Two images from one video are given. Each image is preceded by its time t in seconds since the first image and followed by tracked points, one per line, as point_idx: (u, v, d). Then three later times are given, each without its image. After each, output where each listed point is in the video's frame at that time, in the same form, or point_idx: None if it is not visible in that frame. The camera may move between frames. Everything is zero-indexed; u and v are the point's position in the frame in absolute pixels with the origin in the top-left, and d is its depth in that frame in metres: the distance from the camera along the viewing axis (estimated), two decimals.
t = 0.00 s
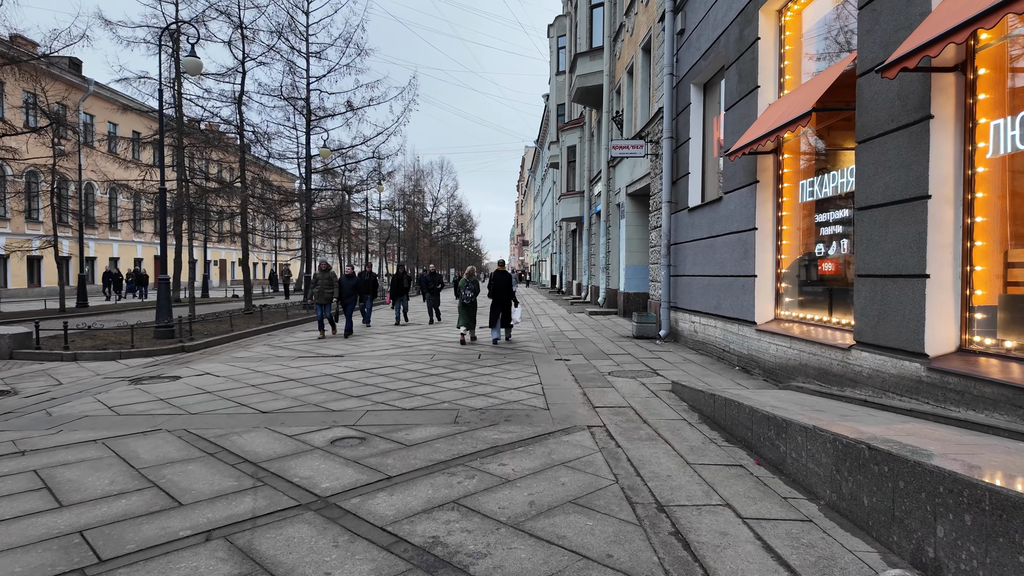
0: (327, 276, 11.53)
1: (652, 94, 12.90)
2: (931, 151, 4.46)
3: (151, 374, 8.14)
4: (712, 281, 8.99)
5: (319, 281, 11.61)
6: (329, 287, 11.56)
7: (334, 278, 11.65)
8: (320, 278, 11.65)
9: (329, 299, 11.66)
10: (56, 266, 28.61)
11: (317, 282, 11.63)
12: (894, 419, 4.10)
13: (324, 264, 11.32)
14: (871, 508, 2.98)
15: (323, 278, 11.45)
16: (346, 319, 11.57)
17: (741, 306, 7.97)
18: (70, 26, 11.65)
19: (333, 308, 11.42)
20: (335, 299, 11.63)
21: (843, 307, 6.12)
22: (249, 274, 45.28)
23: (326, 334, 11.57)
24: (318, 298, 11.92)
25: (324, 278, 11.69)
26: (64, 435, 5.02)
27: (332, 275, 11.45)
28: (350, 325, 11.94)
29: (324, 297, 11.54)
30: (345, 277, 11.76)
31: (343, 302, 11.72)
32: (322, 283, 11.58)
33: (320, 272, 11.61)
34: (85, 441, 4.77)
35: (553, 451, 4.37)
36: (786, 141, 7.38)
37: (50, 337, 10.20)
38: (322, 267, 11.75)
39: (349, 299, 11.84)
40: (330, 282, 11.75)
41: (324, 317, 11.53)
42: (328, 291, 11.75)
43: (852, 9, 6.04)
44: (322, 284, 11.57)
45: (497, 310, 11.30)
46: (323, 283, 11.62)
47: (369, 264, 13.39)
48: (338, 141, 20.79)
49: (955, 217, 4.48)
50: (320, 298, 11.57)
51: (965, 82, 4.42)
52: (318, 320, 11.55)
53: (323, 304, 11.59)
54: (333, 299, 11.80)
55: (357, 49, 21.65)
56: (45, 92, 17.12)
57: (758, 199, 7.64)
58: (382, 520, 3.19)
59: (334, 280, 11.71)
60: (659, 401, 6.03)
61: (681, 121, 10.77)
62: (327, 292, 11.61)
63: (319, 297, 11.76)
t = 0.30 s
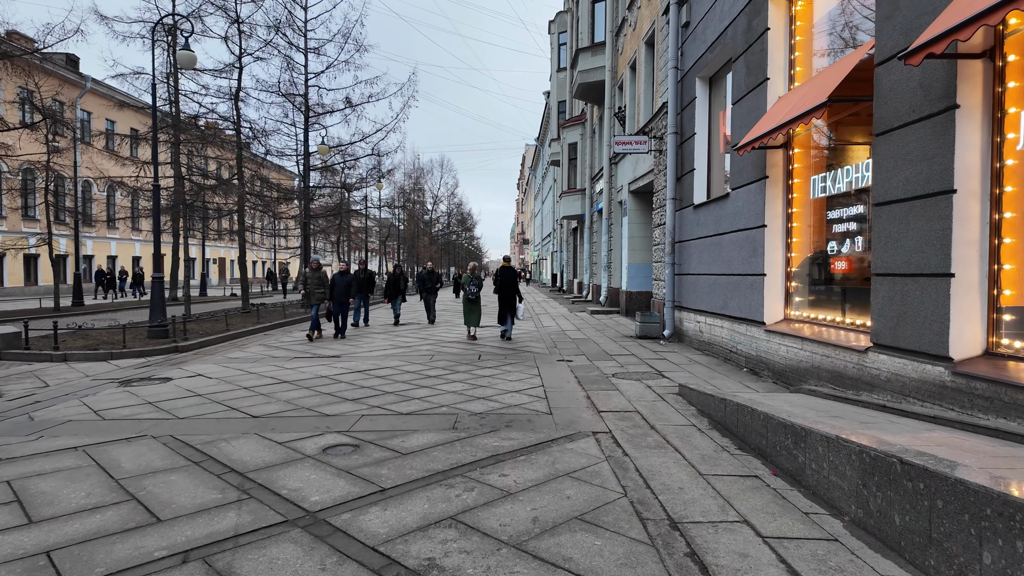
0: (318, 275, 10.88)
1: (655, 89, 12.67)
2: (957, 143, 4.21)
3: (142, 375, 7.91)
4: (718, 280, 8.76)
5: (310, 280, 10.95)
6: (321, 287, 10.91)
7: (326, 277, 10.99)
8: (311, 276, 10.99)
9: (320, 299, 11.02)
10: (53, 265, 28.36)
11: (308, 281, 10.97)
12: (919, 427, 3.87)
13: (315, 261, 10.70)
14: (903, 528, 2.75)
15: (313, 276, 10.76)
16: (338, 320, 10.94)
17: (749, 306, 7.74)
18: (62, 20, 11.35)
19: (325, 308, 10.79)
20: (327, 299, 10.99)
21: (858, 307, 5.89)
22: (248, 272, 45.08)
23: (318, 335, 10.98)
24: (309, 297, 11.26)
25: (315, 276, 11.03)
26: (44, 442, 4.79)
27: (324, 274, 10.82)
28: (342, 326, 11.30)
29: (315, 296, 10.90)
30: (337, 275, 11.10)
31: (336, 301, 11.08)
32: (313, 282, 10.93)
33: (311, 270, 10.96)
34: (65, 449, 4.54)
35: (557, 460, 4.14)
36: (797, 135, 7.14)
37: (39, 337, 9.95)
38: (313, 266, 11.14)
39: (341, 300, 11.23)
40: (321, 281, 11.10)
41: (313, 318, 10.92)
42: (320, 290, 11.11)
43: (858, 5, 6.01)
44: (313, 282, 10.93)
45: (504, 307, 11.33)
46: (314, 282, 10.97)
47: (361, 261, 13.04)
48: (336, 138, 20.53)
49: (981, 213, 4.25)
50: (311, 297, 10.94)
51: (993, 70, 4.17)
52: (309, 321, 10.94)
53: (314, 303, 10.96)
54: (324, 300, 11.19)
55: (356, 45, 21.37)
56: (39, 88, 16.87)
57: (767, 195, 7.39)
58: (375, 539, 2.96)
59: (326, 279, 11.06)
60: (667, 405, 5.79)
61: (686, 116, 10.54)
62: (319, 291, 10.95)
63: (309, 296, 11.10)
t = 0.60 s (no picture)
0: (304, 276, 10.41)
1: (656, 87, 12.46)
2: (975, 139, 4.01)
3: (128, 379, 7.69)
4: (720, 281, 8.55)
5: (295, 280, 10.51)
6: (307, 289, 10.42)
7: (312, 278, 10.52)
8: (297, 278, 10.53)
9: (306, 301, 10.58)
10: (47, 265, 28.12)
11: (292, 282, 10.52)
12: (935, 437, 3.68)
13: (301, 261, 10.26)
14: (928, 552, 2.54)
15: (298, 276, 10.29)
16: (324, 324, 10.43)
17: (752, 308, 7.53)
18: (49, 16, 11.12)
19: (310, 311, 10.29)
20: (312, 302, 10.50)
21: (866, 309, 5.69)
22: (246, 272, 44.83)
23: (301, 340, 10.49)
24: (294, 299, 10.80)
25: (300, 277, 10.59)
26: (17, 451, 4.57)
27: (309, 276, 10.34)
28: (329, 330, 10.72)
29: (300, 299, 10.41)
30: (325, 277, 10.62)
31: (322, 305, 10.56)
32: (298, 283, 10.46)
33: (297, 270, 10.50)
34: (38, 460, 4.33)
35: (555, 472, 3.93)
36: (802, 131, 6.93)
37: (26, 340, 9.72)
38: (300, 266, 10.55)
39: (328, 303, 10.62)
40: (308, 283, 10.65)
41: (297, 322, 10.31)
42: (305, 293, 10.67)
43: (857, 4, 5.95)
44: (298, 284, 10.46)
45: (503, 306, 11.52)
46: (300, 283, 10.52)
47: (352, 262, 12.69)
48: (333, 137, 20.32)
49: (1001, 212, 4.05)
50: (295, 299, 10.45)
51: (1012, 62, 3.98)
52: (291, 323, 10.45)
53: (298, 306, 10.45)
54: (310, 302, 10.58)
55: (353, 43, 21.17)
56: (31, 87, 16.62)
57: (772, 194, 7.18)
58: (357, 561, 2.75)
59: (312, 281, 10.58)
60: (669, 412, 5.59)
61: (687, 113, 10.34)
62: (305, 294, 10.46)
63: (294, 298, 10.65)
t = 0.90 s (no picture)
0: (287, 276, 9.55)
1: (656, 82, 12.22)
2: (1003, 128, 3.76)
3: (110, 383, 7.39)
4: (723, 280, 8.29)
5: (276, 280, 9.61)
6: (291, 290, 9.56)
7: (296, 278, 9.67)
8: (278, 277, 9.63)
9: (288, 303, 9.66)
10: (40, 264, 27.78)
11: (273, 282, 9.60)
12: (961, 450, 3.42)
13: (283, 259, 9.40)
14: None
15: (280, 277, 9.41)
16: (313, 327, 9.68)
17: (758, 308, 7.26)
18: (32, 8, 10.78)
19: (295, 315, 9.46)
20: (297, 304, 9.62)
21: (880, 310, 5.42)
22: (241, 271, 44.43)
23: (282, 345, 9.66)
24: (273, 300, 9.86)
25: (282, 277, 9.68)
26: None
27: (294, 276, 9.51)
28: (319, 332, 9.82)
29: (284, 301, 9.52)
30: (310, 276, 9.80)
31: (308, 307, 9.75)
32: (281, 284, 9.57)
33: (278, 270, 9.59)
34: None
35: (552, 486, 3.66)
36: (809, 125, 6.66)
37: (8, 341, 9.41)
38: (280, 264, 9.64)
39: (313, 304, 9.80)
40: (289, 283, 9.76)
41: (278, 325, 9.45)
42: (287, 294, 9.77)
43: None
44: (281, 285, 9.57)
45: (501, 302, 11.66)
46: (281, 284, 9.63)
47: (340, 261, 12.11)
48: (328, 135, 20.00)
49: None
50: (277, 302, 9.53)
51: None
52: (270, 327, 9.52)
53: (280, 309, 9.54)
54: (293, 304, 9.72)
55: (349, 39, 20.85)
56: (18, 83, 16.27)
57: (778, 189, 6.90)
58: None
59: (295, 281, 9.72)
60: (672, 418, 5.32)
61: (688, 108, 10.07)
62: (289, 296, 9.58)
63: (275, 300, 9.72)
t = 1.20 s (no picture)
0: (274, 276, 9.07)
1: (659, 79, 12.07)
2: None
3: (98, 387, 7.16)
4: (730, 281, 8.07)
5: (261, 280, 9.05)
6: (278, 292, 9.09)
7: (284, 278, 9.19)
8: (263, 277, 9.10)
9: (275, 304, 9.18)
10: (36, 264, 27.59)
11: (258, 282, 9.04)
12: (992, 462, 3.21)
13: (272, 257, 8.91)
14: None
15: (266, 277, 8.91)
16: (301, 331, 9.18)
17: (766, 310, 7.03)
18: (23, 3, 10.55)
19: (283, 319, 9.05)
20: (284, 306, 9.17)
21: (898, 313, 5.20)
22: (240, 271, 44.22)
23: (269, 349, 9.32)
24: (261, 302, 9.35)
25: (268, 277, 9.14)
26: None
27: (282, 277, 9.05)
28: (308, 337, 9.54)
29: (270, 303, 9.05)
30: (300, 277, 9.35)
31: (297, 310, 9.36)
32: (268, 284, 9.07)
33: (264, 269, 9.05)
34: None
35: (556, 501, 3.44)
36: (820, 121, 6.44)
37: None
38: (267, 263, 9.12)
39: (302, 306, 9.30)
40: (274, 282, 9.23)
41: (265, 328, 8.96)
42: (271, 294, 9.26)
43: None
44: (268, 285, 9.06)
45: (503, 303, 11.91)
46: (267, 283, 9.08)
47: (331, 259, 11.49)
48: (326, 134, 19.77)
49: None
50: (263, 303, 9.02)
51: None
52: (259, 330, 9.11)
53: (266, 311, 9.07)
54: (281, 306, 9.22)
55: (347, 37, 20.62)
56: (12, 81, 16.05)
57: (788, 188, 6.67)
58: None
59: (281, 280, 9.22)
60: (680, 425, 5.10)
61: (693, 106, 9.85)
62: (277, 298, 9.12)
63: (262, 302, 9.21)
